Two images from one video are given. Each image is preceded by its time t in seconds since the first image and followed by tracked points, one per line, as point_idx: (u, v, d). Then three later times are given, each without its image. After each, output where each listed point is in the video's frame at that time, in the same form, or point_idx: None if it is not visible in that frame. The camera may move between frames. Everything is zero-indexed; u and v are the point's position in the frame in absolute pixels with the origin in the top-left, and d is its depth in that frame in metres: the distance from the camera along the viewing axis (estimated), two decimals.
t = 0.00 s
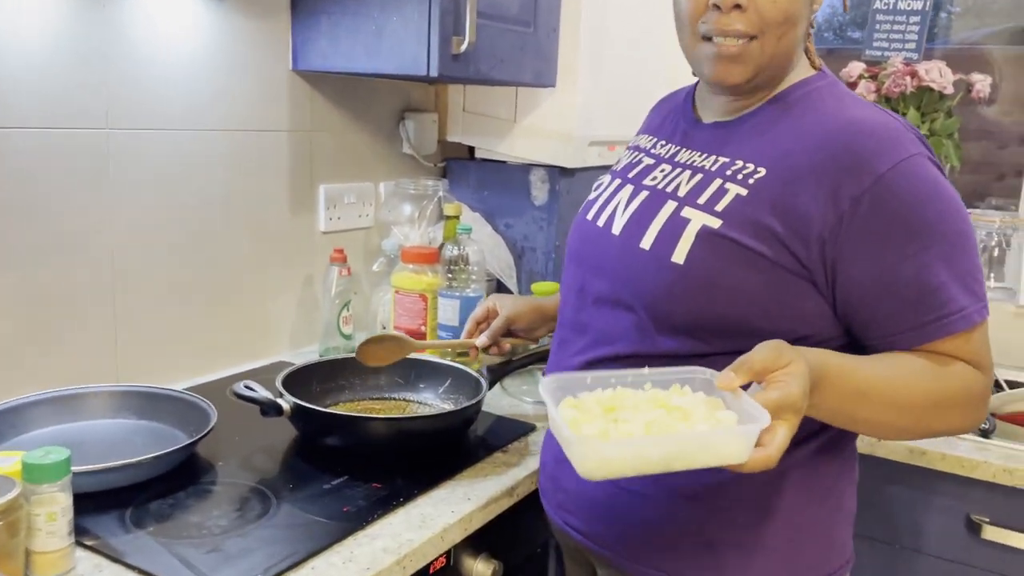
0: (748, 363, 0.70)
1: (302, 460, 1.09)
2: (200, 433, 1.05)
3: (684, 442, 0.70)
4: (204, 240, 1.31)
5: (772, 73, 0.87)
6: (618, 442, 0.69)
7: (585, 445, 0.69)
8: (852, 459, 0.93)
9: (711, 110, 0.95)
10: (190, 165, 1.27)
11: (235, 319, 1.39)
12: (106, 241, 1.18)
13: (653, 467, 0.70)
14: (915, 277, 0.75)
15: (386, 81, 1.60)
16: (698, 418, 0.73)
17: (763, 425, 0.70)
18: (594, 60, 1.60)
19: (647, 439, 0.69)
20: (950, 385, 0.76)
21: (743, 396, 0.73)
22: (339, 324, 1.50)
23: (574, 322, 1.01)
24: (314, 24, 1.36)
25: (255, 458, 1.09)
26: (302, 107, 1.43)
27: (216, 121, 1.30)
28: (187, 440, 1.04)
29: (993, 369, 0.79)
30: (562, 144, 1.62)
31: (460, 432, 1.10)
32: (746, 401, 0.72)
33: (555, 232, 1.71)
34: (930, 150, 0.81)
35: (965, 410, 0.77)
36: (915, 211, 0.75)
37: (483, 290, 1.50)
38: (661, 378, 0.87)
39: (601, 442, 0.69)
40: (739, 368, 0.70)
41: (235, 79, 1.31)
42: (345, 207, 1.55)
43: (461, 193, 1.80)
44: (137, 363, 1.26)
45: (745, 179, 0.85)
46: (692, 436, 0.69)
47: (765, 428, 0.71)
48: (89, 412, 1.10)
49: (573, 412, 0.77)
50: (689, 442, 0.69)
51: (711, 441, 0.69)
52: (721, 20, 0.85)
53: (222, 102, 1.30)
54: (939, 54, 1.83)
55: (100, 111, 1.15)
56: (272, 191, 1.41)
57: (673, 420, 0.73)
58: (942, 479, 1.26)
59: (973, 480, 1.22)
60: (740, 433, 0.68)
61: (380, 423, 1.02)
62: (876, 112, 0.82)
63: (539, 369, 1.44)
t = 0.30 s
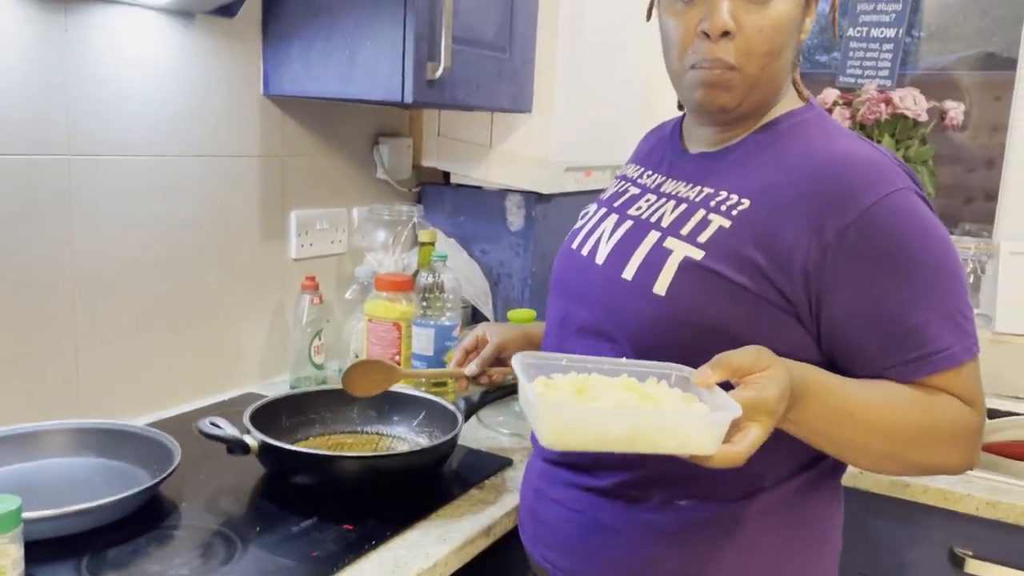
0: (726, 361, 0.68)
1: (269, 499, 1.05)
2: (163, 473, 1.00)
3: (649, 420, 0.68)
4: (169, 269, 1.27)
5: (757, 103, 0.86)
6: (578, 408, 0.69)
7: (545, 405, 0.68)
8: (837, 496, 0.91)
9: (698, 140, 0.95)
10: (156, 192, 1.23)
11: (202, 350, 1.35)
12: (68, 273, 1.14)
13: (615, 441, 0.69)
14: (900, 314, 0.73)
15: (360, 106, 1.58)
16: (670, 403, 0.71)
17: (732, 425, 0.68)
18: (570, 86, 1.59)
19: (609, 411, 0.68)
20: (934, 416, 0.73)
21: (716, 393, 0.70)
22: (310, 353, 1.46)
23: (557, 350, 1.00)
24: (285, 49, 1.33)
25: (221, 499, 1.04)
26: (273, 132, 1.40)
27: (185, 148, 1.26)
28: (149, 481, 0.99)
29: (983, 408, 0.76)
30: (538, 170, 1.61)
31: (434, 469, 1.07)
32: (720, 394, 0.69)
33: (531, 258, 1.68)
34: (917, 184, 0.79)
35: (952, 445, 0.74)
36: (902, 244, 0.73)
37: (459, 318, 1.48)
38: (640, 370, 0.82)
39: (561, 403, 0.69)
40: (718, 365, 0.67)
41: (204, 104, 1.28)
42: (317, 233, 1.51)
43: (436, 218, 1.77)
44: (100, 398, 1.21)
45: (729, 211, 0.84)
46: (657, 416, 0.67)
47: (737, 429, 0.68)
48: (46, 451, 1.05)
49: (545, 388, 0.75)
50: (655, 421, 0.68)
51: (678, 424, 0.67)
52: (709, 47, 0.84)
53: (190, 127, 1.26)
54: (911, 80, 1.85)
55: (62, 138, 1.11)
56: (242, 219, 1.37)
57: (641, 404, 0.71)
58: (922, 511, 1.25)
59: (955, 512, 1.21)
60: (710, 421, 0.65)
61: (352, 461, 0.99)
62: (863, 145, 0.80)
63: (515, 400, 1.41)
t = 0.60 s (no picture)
0: (730, 421, 0.58)
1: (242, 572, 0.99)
2: (128, 546, 0.94)
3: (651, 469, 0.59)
4: (141, 324, 1.22)
5: (752, 167, 0.85)
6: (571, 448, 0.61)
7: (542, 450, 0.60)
8: (848, 557, 0.87)
9: (697, 194, 0.93)
10: (128, 244, 1.19)
11: (174, 409, 1.29)
12: (34, 332, 1.09)
13: (612, 496, 0.60)
14: (911, 373, 0.70)
15: (341, 156, 1.56)
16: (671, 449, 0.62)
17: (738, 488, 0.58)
18: (554, 136, 1.58)
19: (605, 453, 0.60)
20: (947, 486, 0.69)
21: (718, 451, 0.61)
22: (287, 411, 1.40)
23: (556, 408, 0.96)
24: (264, 98, 1.30)
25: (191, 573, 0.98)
26: (251, 183, 1.36)
27: (161, 200, 1.22)
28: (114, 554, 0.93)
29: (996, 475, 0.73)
30: (521, 219, 1.59)
31: (418, 536, 1.01)
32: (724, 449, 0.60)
33: (515, 309, 1.66)
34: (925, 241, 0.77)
35: (964, 513, 0.70)
36: (911, 300, 0.70)
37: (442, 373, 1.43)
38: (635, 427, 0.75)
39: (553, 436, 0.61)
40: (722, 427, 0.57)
41: (181, 155, 1.24)
42: (295, 284, 1.47)
43: (418, 267, 1.74)
44: (63, 462, 1.14)
45: (732, 264, 0.81)
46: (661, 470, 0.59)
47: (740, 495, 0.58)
48: (5, 521, 0.99)
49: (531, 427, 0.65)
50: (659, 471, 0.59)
51: (683, 478, 0.58)
52: (699, 114, 0.82)
53: (165, 178, 1.23)
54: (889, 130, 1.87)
55: (32, 192, 1.06)
56: (219, 271, 1.33)
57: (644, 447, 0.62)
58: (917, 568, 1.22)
59: (956, 571, 1.17)
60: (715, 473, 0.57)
61: (331, 530, 0.94)
62: (868, 201, 0.78)
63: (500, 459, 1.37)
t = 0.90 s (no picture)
0: (724, 463, 0.62)
1: None
2: None
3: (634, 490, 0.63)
4: (117, 365, 1.17)
5: (752, 205, 0.84)
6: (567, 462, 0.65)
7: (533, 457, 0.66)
8: None
9: (697, 235, 0.92)
10: (105, 282, 1.15)
11: (151, 453, 1.24)
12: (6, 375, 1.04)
13: (595, 510, 0.65)
14: (916, 412, 0.68)
15: (325, 192, 1.54)
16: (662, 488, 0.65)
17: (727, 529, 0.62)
18: (540, 172, 1.58)
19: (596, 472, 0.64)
20: (953, 530, 0.67)
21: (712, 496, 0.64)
22: (269, 453, 1.36)
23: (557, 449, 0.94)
24: (248, 134, 1.28)
25: None
26: (233, 218, 1.34)
27: (141, 238, 1.19)
28: None
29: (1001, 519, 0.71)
30: (507, 255, 1.57)
31: None
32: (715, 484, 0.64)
33: (503, 346, 1.63)
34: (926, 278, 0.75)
35: (970, 557, 0.69)
36: (915, 339, 0.68)
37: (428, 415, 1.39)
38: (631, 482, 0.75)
39: (549, 453, 0.66)
40: (717, 468, 0.61)
41: (162, 191, 1.21)
42: (278, 322, 1.44)
43: (403, 304, 1.71)
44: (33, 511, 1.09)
45: (735, 302, 0.80)
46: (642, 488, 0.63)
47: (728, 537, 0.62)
48: None
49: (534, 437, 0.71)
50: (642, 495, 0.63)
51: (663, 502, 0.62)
52: (694, 161, 0.82)
53: (145, 213, 1.19)
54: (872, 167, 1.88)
55: (6, 230, 1.03)
56: (200, 310, 1.29)
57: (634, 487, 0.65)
58: None
59: None
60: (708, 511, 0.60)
61: None
62: (868, 237, 0.77)
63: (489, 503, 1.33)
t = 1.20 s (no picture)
0: (699, 492, 0.64)
1: None
2: None
3: (610, 544, 0.67)
4: (102, 381, 1.15)
5: (741, 220, 0.84)
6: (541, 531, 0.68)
7: (508, 526, 0.69)
8: None
9: (690, 254, 0.92)
10: (92, 296, 1.13)
11: (136, 470, 1.22)
12: None
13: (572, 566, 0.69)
14: (900, 433, 0.68)
15: (314, 207, 1.53)
16: (638, 530, 0.69)
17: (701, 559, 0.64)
18: (530, 187, 1.58)
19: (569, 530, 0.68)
20: (937, 550, 0.68)
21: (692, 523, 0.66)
22: (256, 471, 1.34)
23: (557, 467, 0.94)
24: (238, 148, 1.27)
25: None
26: (222, 232, 1.33)
27: (127, 252, 1.18)
28: None
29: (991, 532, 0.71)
30: (497, 270, 1.56)
31: None
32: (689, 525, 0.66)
33: (492, 362, 1.62)
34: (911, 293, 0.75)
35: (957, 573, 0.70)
36: (901, 358, 0.68)
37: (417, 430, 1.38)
38: (618, 496, 0.78)
39: (522, 519, 0.69)
40: (693, 497, 0.63)
41: (149, 205, 1.20)
42: (266, 337, 1.42)
43: (392, 319, 1.71)
44: (14, 531, 1.06)
45: (725, 324, 0.80)
46: (619, 541, 0.67)
47: (705, 566, 0.65)
48: None
49: (514, 505, 0.74)
50: (616, 546, 0.67)
51: (635, 549, 0.67)
52: (683, 173, 0.82)
53: (132, 227, 1.18)
54: (857, 183, 1.90)
55: None
56: (187, 325, 1.28)
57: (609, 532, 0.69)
58: None
59: None
60: (673, 550, 0.65)
61: None
62: (855, 254, 0.76)
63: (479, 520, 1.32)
